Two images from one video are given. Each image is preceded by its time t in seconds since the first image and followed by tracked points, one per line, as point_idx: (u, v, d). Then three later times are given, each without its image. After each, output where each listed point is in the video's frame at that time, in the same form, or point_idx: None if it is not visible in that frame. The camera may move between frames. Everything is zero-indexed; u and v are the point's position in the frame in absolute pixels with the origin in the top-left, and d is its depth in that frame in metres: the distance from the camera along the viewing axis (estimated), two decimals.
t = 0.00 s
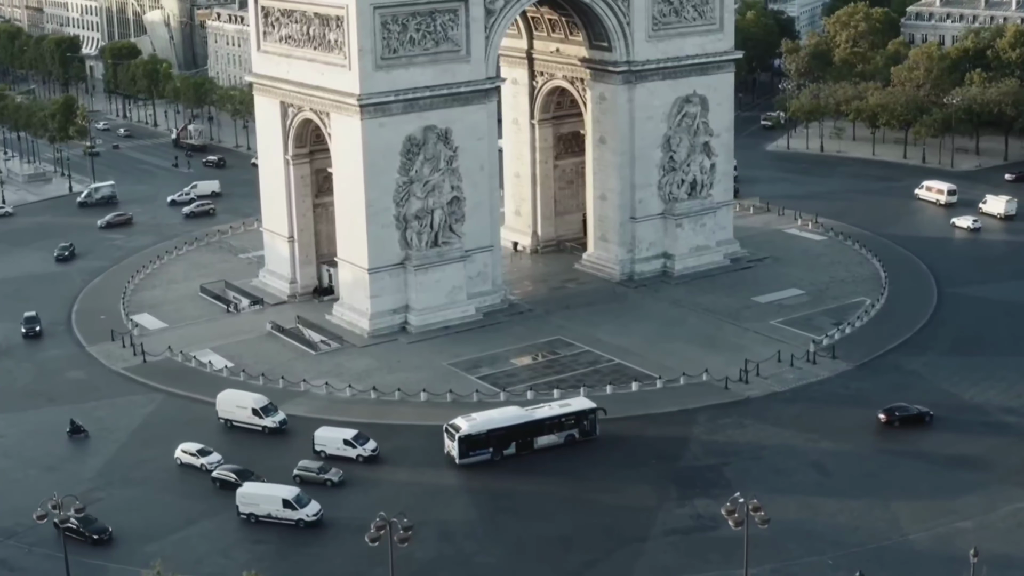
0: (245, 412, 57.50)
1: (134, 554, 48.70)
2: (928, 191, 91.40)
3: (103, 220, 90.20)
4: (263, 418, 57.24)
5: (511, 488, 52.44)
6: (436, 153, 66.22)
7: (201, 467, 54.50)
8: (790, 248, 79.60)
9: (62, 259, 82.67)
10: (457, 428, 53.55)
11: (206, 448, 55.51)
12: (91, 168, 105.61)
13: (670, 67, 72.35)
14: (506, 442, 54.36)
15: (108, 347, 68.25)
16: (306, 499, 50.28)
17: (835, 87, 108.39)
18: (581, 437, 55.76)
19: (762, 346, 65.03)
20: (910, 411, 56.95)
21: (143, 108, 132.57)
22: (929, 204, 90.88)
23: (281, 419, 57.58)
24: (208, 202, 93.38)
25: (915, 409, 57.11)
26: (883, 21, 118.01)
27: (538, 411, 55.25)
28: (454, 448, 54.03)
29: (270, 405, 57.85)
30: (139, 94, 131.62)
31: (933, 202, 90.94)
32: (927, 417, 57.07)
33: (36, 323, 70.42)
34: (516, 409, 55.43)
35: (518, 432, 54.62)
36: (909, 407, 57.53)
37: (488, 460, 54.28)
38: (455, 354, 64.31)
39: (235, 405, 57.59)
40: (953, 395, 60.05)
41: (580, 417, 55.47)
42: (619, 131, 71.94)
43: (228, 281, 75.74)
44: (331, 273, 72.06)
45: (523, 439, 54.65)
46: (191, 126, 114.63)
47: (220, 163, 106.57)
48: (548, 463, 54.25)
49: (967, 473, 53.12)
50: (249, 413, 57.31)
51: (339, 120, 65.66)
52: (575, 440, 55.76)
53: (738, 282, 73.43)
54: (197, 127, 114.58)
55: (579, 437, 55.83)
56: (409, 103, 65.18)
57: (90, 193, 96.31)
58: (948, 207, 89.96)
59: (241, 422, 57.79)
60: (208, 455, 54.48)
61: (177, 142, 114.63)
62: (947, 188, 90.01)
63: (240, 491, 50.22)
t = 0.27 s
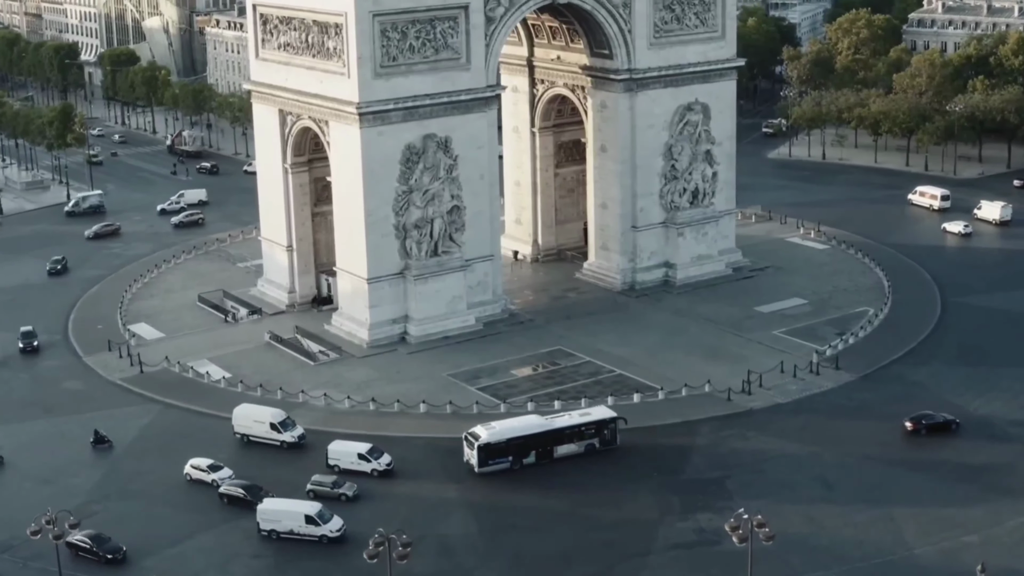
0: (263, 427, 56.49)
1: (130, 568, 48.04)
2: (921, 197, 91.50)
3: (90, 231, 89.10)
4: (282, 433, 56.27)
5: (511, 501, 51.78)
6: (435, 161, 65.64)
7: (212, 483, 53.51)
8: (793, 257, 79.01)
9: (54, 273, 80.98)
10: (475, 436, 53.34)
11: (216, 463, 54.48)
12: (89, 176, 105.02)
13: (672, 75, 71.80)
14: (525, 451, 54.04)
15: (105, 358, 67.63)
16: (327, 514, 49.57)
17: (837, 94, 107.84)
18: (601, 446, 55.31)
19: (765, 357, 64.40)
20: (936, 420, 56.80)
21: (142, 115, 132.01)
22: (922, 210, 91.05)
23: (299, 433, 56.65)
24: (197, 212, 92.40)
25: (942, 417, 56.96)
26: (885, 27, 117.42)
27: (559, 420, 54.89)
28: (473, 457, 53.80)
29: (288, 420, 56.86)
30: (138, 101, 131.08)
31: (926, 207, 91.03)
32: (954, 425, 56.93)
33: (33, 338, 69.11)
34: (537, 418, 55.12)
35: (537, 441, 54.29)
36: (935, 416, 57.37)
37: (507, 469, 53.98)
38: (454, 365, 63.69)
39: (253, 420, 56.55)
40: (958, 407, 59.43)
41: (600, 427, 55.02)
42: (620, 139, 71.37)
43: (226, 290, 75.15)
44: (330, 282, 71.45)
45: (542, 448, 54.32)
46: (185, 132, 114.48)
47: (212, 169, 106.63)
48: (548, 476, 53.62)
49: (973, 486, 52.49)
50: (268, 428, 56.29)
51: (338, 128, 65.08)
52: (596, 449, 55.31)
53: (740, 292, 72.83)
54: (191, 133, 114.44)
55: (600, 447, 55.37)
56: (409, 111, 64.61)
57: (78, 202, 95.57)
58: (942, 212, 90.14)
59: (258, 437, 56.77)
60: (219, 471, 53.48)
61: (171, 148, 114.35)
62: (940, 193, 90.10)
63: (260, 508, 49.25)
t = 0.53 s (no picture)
0: (287, 446, 55.26)
1: None
2: (913, 204, 91.59)
3: (74, 245, 87.94)
4: (306, 452, 55.09)
5: (512, 518, 50.94)
6: (435, 173, 64.90)
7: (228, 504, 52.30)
8: (796, 269, 78.29)
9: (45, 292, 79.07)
10: (501, 446, 53.07)
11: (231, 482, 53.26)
12: (87, 186, 104.29)
13: (674, 84, 71.09)
14: (551, 462, 53.61)
15: (100, 371, 66.85)
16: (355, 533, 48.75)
17: (840, 104, 107.15)
18: (628, 459, 54.61)
19: (768, 371, 63.60)
20: (969, 430, 56.38)
21: (140, 125, 131.34)
22: (913, 217, 91.16)
23: (323, 451, 55.47)
24: (182, 224, 91.37)
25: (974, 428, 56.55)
26: (887, 36, 116.78)
27: (586, 431, 54.32)
28: (499, 467, 53.53)
29: (311, 438, 55.63)
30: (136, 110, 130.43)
31: (918, 215, 91.15)
32: (987, 435, 56.53)
33: (31, 357, 67.47)
34: (565, 429, 54.67)
35: (562, 452, 53.81)
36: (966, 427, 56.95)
37: (533, 480, 53.61)
38: (454, 378, 62.90)
39: (276, 439, 55.31)
40: (965, 422, 58.60)
41: (627, 439, 54.32)
42: (621, 150, 70.64)
43: (224, 302, 74.41)
44: (329, 294, 70.68)
45: (568, 460, 53.82)
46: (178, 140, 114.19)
47: (204, 178, 106.41)
48: (549, 492, 52.80)
49: (980, 503, 51.65)
50: (291, 447, 55.07)
51: (336, 139, 64.35)
52: (622, 462, 54.63)
53: (742, 304, 72.05)
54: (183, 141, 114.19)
55: (627, 459, 54.67)
56: (408, 121, 63.88)
57: (60, 214, 94.70)
58: (933, 219, 90.27)
59: (281, 456, 55.52)
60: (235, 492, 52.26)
61: (164, 157, 114.04)
62: (932, 201, 90.20)
63: (288, 529, 48.25)
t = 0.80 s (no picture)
0: (306, 461, 54.24)
1: None
2: (905, 209, 91.74)
3: (62, 256, 86.96)
4: (326, 466, 54.14)
5: (512, 532, 50.26)
6: (435, 181, 64.31)
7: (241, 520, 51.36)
8: (798, 278, 77.70)
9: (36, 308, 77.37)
10: (521, 455, 52.67)
11: (243, 498, 52.30)
12: (85, 193, 103.69)
13: (676, 92, 70.51)
14: (571, 471, 53.25)
15: (97, 382, 66.23)
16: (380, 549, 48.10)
17: (842, 111, 106.62)
18: (650, 468, 54.27)
19: (772, 382, 62.97)
20: (996, 437, 56.06)
21: (138, 132, 130.76)
22: (906, 222, 91.30)
23: (342, 465, 54.53)
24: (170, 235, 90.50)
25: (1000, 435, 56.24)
26: (889, 43, 116.28)
27: (607, 441, 53.96)
28: (519, 476, 53.14)
29: (329, 452, 54.68)
30: (135, 116, 129.90)
31: (910, 219, 91.30)
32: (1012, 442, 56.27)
33: (30, 373, 66.10)
34: (585, 438, 54.33)
35: (583, 461, 53.45)
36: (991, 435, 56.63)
37: (554, 489, 53.21)
38: (455, 389, 62.28)
39: (294, 454, 54.31)
40: (970, 434, 57.94)
41: (648, 448, 53.98)
42: (623, 158, 70.08)
43: (221, 312, 73.81)
44: (327, 304, 70.07)
45: (589, 469, 53.46)
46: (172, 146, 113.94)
47: (197, 184, 106.19)
48: (550, 506, 52.13)
49: (986, 516, 50.95)
50: (311, 462, 54.07)
51: (335, 148, 63.76)
52: (643, 471, 54.31)
53: (745, 314, 71.46)
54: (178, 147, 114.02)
55: (648, 469, 54.37)
56: (407, 130, 63.29)
57: (46, 224, 93.87)
58: (926, 224, 90.43)
59: (299, 471, 54.52)
60: (248, 508, 51.32)
61: (157, 163, 113.84)
62: (924, 206, 90.30)
63: (312, 546, 47.48)
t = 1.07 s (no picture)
0: (332, 480, 53.02)
1: None
2: (896, 216, 92.02)
3: (47, 269, 85.68)
4: (353, 485, 52.97)
5: (512, 550, 49.39)
6: (434, 193, 63.56)
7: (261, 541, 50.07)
8: (800, 289, 76.98)
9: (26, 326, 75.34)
10: (548, 467, 52.07)
11: (261, 519, 51.01)
12: (82, 203, 102.93)
13: (678, 102, 69.75)
14: (598, 483, 52.70)
15: (92, 395, 65.42)
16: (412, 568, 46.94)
17: (844, 120, 105.95)
18: (676, 480, 53.85)
19: (775, 396, 62.17)
20: None
21: (136, 141, 130.04)
22: (897, 229, 91.59)
23: (368, 484, 53.40)
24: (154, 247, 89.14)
25: None
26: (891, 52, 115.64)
27: (634, 452, 53.48)
28: (545, 488, 52.53)
29: (354, 470, 53.52)
30: (133, 125, 129.23)
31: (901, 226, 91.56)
32: None
33: (28, 393, 64.37)
34: (611, 449, 53.81)
35: (610, 473, 52.94)
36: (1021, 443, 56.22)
37: (580, 501, 52.61)
38: (454, 404, 61.49)
39: (321, 473, 53.07)
40: (977, 449, 57.13)
41: (677, 460, 53.56)
42: (624, 169, 69.34)
43: (218, 324, 73.04)
44: (325, 316, 69.30)
45: (617, 481, 52.96)
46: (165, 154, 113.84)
47: (189, 194, 105.82)
48: (552, 522, 51.29)
49: (995, 532, 50.08)
50: (338, 481, 52.85)
51: (333, 159, 62.99)
52: (670, 483, 53.85)
53: (748, 326, 70.69)
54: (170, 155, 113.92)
55: (675, 481, 53.91)
56: (407, 141, 62.53)
57: (28, 236, 92.90)
58: (916, 230, 90.73)
59: (324, 491, 53.27)
60: (267, 528, 50.05)
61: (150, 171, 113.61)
62: (915, 212, 90.58)
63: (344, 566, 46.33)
